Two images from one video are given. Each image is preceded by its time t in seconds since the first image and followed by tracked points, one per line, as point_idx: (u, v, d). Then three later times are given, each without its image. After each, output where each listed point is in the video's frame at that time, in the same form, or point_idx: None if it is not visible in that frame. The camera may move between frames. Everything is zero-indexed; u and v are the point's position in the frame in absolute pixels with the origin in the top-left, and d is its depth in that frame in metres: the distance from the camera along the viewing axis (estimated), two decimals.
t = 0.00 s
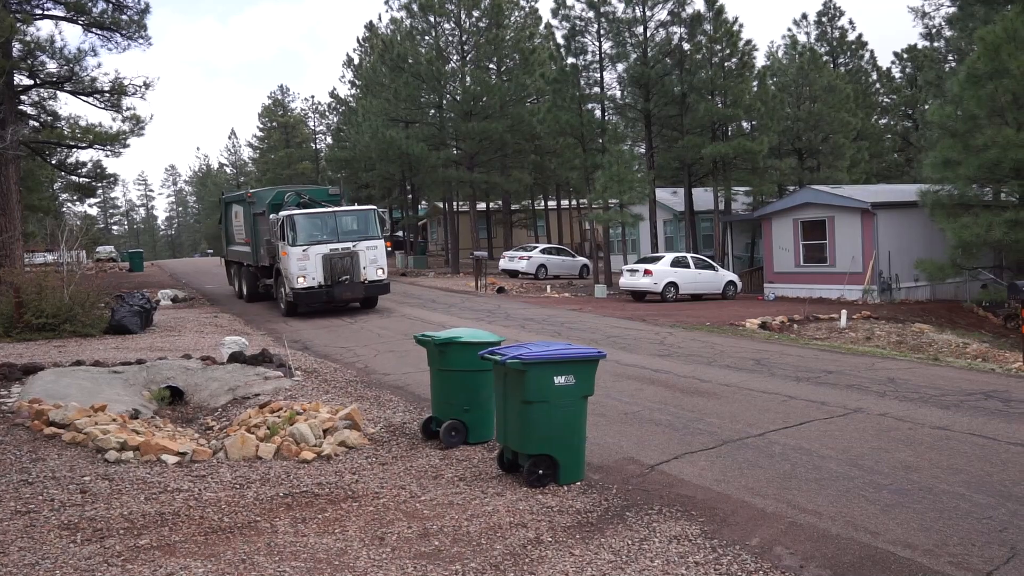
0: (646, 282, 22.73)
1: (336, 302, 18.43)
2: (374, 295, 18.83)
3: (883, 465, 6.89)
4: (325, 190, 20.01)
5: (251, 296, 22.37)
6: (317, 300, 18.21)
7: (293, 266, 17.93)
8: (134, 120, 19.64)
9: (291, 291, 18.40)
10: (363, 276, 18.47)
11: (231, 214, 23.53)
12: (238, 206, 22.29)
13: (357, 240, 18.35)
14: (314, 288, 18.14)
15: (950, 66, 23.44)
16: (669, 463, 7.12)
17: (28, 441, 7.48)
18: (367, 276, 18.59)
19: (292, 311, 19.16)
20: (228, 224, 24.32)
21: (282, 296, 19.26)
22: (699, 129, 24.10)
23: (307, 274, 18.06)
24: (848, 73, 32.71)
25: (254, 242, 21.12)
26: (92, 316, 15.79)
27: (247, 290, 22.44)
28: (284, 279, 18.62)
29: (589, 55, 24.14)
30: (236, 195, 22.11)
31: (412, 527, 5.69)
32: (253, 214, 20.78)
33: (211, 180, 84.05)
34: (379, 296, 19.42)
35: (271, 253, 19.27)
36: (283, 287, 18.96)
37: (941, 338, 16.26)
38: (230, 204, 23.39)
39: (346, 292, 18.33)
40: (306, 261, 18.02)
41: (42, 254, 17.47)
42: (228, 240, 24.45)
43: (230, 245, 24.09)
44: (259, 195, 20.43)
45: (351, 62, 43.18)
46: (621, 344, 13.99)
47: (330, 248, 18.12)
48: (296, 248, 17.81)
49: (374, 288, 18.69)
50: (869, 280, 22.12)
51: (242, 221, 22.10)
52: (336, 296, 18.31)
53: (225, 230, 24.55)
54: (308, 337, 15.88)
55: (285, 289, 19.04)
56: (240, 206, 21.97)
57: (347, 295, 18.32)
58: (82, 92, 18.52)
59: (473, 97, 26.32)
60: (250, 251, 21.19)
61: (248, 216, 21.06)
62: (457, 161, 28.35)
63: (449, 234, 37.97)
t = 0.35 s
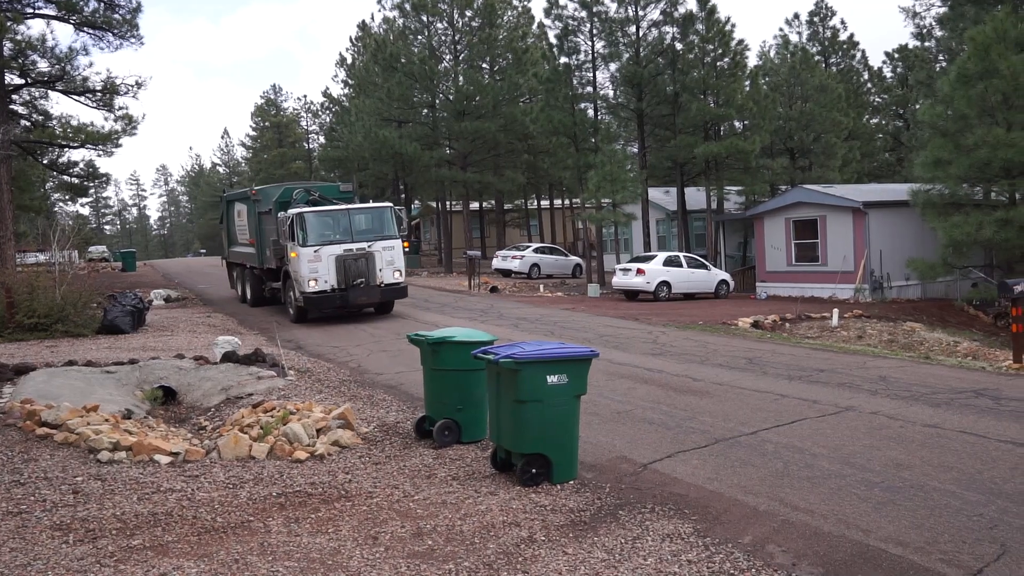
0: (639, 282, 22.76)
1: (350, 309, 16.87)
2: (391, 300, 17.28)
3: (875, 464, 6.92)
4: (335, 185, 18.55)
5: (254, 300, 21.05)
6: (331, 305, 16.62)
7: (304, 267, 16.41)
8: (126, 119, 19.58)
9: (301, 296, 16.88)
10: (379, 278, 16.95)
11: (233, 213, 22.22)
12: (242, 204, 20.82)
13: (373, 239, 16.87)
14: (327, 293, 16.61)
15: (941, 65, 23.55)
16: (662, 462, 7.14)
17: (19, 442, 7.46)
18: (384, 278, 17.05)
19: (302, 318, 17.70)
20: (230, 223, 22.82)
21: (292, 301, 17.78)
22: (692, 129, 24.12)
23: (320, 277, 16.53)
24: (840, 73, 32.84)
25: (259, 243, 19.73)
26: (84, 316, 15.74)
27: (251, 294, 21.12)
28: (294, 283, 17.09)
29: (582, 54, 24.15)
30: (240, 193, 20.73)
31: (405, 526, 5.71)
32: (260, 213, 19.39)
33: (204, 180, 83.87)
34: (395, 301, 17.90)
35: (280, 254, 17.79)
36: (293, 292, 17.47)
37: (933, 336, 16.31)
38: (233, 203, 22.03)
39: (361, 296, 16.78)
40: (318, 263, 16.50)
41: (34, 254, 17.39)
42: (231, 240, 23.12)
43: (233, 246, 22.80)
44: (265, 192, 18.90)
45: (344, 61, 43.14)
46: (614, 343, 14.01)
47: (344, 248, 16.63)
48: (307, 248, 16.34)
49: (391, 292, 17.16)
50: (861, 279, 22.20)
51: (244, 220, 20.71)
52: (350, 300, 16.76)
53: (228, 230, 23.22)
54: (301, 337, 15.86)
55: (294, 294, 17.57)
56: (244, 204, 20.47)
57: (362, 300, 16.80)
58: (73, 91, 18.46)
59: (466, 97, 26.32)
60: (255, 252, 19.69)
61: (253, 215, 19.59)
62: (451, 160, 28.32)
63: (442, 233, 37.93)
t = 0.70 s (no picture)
0: (634, 281, 22.78)
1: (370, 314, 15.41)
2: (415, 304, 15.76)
3: (869, 462, 6.94)
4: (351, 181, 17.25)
5: (261, 305, 19.66)
6: (349, 311, 15.18)
7: (320, 269, 15.03)
8: (120, 118, 19.53)
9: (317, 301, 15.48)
10: (401, 281, 15.46)
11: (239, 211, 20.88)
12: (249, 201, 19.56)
13: (394, 238, 15.42)
14: (345, 297, 15.18)
15: (935, 65, 23.61)
16: (657, 461, 7.15)
17: (13, 442, 7.44)
18: (406, 281, 15.54)
19: (316, 324, 16.31)
20: (235, 223, 21.56)
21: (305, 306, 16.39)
22: (687, 128, 24.12)
23: (336, 280, 15.10)
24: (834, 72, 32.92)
25: (268, 243, 18.45)
26: (78, 316, 15.68)
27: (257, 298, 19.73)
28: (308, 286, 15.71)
29: (577, 54, 24.14)
30: (248, 189, 19.42)
31: (400, 525, 5.71)
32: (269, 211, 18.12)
33: (199, 179, 83.75)
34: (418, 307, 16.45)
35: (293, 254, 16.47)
36: (307, 296, 16.09)
37: (927, 335, 16.34)
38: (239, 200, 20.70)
39: (382, 300, 15.33)
40: (335, 264, 15.09)
41: (27, 254, 17.34)
42: (236, 240, 21.76)
43: (238, 247, 21.45)
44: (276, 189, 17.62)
45: (338, 60, 43.10)
46: (609, 343, 14.03)
47: (362, 248, 15.20)
48: (322, 248, 14.96)
49: (415, 296, 15.62)
50: (856, 278, 22.24)
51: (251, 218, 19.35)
52: (370, 305, 15.30)
53: (232, 229, 21.86)
54: (296, 337, 15.84)
55: (308, 297, 16.18)
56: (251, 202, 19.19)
57: (383, 305, 15.34)
58: (67, 90, 18.41)
59: (461, 96, 26.32)
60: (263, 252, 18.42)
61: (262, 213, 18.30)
62: (446, 160, 28.30)
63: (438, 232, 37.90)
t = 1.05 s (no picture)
0: (627, 279, 22.80)
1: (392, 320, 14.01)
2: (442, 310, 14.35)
3: (862, 460, 6.96)
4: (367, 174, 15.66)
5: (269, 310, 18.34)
6: (370, 317, 13.88)
7: (338, 271, 13.69)
8: (112, 117, 19.45)
9: (334, 306, 14.11)
10: (426, 284, 14.11)
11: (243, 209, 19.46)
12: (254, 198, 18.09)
13: (419, 238, 14.08)
14: (366, 303, 13.85)
15: (927, 64, 23.70)
16: (651, 460, 7.15)
17: (4, 442, 7.40)
18: (432, 284, 14.19)
19: (332, 332, 14.94)
20: (239, 222, 20.14)
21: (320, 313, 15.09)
22: (680, 127, 24.04)
23: (357, 283, 13.77)
24: (827, 72, 33.04)
25: (277, 242, 17.01)
26: (70, 316, 15.60)
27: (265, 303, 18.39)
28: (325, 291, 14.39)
29: (570, 53, 24.15)
30: (254, 185, 17.93)
31: (394, 525, 5.70)
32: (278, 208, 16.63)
33: (191, 178, 83.51)
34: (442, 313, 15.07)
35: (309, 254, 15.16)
36: (322, 302, 14.76)
37: (919, 334, 16.40)
38: (243, 197, 19.24)
39: (407, 306, 13.91)
40: (355, 266, 13.75)
41: (19, 253, 17.25)
42: (239, 240, 20.35)
43: (242, 247, 20.05)
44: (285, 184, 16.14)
45: (332, 59, 43.05)
46: (602, 341, 14.03)
47: (384, 248, 13.87)
48: (341, 248, 13.63)
49: (442, 301, 14.24)
50: (848, 276, 22.29)
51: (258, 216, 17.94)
52: (392, 312, 13.91)
53: (235, 230, 20.44)
54: (289, 336, 15.80)
55: (323, 302, 14.87)
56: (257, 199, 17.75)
57: (407, 311, 13.91)
58: (59, 88, 18.34)
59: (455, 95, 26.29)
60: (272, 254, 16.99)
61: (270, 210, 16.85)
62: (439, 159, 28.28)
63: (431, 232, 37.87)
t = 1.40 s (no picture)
0: (616, 280, 22.83)
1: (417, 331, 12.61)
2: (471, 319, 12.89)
3: (849, 459, 6.98)
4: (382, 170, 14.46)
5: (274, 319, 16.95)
6: (392, 327, 12.41)
7: (357, 277, 12.26)
8: (97, 117, 19.30)
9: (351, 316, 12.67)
10: (454, 288, 12.69)
11: (245, 207, 18.10)
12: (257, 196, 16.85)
13: (444, 239, 12.68)
14: (387, 311, 12.40)
15: (913, 65, 23.83)
16: (639, 460, 7.15)
17: None
18: (460, 289, 12.75)
19: (348, 343, 13.51)
20: (239, 222, 18.87)
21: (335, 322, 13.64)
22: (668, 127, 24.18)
23: (378, 289, 12.32)
24: (814, 72, 33.19)
25: (283, 243, 15.64)
26: (56, 317, 15.46)
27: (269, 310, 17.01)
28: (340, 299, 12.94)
29: (559, 53, 24.15)
30: (257, 182, 16.59)
31: (382, 526, 5.68)
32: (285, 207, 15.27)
33: (179, 178, 83.10)
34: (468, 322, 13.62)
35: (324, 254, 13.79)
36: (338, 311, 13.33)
37: (906, 333, 16.48)
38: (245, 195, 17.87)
39: (434, 314, 12.48)
40: (375, 270, 12.32)
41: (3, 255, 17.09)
42: (240, 241, 18.98)
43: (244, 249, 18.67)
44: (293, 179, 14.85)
45: (320, 59, 42.91)
46: (591, 342, 14.03)
47: (407, 251, 12.46)
48: (360, 251, 12.21)
49: (471, 308, 12.78)
50: (836, 276, 22.38)
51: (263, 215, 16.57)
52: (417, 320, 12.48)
53: (236, 230, 19.07)
54: (277, 337, 15.73)
55: (338, 311, 13.43)
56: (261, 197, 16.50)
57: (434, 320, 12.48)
58: (44, 88, 18.20)
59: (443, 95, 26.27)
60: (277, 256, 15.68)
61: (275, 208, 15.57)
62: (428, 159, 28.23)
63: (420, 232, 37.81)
